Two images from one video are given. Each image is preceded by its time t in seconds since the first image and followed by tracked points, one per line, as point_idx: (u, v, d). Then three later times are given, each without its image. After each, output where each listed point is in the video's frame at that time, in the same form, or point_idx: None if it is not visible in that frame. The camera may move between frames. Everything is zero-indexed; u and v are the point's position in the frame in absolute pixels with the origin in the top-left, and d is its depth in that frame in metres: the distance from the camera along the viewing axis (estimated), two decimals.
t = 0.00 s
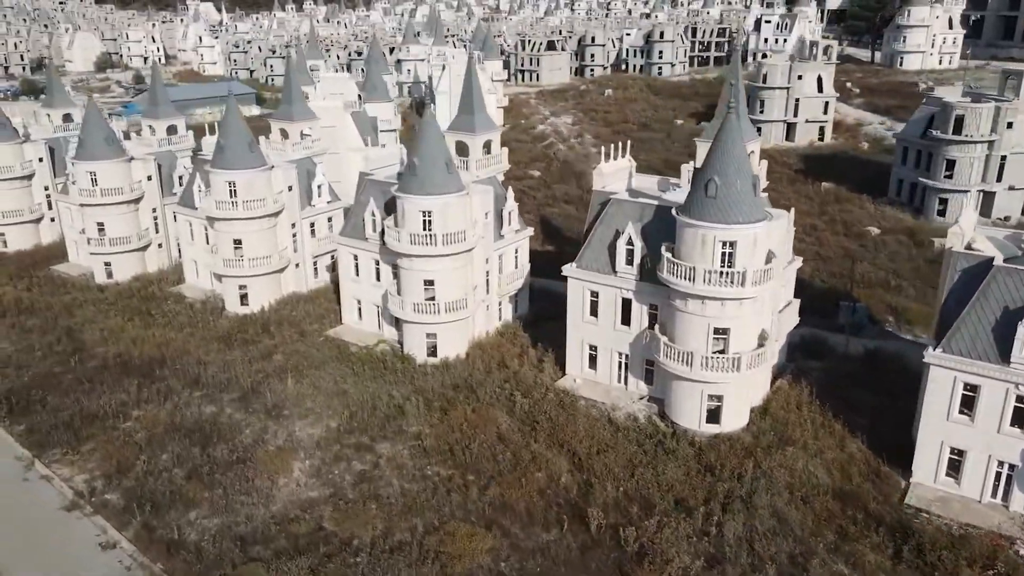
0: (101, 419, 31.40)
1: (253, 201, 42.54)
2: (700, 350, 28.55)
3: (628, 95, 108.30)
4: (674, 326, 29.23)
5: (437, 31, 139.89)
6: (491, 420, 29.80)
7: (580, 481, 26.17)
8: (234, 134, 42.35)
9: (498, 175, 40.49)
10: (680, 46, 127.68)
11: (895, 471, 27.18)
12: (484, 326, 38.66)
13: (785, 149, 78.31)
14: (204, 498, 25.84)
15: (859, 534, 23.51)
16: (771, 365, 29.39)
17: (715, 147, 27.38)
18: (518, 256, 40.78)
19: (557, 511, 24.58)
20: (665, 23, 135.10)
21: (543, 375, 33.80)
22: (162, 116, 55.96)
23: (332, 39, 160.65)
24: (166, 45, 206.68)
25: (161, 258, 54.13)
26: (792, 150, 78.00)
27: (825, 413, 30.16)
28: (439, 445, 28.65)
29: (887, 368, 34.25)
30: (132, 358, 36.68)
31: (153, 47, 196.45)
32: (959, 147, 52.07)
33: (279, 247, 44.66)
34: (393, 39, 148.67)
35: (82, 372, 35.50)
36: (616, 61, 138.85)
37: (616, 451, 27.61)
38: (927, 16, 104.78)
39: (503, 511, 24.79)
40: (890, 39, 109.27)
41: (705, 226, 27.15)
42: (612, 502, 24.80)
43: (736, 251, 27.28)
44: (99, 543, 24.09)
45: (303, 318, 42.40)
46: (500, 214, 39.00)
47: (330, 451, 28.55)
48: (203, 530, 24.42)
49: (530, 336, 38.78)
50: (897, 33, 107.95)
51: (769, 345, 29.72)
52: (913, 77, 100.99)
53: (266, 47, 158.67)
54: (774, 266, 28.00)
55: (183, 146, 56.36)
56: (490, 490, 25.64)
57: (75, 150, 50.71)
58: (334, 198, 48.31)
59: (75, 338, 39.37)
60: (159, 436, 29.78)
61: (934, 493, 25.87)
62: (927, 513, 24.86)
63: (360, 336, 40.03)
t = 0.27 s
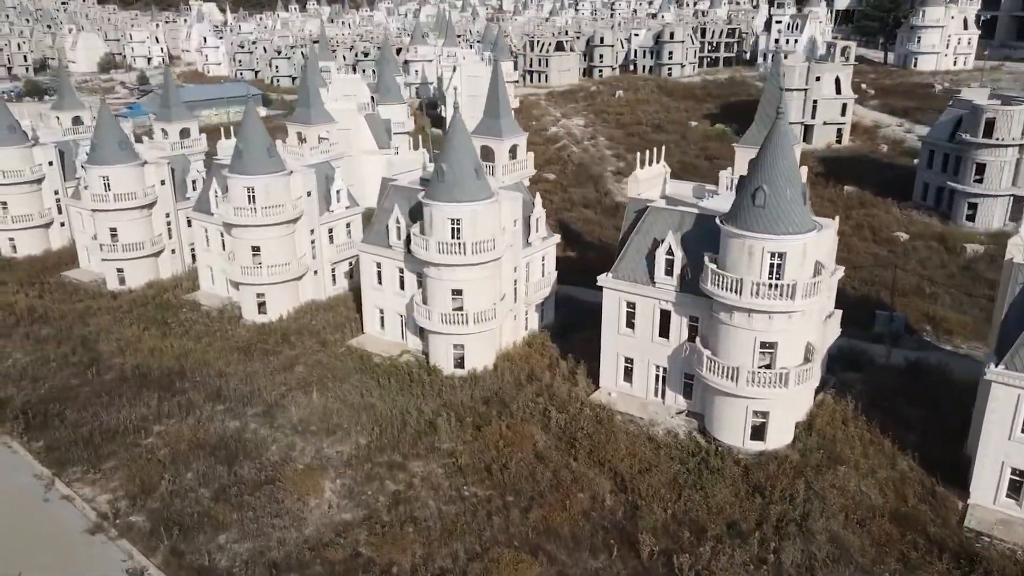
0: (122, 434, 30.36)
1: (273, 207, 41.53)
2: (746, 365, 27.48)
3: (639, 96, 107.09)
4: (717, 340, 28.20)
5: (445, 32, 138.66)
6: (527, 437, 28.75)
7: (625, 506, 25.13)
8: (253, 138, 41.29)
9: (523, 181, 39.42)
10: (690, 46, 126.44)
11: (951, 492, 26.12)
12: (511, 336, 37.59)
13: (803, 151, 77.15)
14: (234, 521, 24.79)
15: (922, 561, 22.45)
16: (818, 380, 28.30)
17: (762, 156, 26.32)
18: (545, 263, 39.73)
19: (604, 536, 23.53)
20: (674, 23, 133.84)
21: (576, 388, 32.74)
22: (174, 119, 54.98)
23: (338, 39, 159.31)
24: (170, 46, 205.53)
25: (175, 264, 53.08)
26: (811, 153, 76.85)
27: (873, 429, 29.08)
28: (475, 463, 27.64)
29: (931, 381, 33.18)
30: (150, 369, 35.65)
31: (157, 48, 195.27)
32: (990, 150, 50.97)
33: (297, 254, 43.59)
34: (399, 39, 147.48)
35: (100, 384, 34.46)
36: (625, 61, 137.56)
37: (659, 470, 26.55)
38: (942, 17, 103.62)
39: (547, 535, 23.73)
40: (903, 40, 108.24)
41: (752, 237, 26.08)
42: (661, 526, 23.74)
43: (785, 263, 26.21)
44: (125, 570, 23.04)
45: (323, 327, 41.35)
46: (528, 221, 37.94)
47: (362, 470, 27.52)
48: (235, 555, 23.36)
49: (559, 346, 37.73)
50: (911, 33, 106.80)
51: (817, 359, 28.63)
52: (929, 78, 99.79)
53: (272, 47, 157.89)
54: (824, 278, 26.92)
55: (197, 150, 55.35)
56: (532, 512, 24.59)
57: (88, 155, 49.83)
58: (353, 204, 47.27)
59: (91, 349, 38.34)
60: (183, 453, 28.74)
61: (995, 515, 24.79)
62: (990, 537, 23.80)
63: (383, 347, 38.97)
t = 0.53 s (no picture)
0: (140, 452, 29.27)
1: (290, 213, 40.42)
2: (794, 381, 26.39)
3: (650, 97, 105.86)
4: (761, 354, 27.10)
5: (451, 33, 137.38)
6: (563, 455, 27.65)
7: (671, 532, 24.02)
8: (271, 143, 40.22)
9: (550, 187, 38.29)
10: (700, 46, 125.11)
11: (1010, 514, 25.02)
12: (538, 348, 36.48)
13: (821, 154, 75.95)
14: (263, 546, 23.68)
15: None
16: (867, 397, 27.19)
17: (812, 164, 25.23)
18: (572, 272, 38.61)
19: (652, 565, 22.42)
20: (683, 24, 132.55)
21: (610, 402, 31.62)
22: (186, 121, 53.84)
23: (343, 40, 157.99)
24: (172, 46, 204.25)
25: (186, 270, 51.96)
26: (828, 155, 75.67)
27: (923, 447, 27.98)
28: (511, 484, 26.54)
29: (977, 395, 32.09)
30: (167, 382, 34.55)
31: (160, 48, 194.01)
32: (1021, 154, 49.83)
33: (315, 261, 42.48)
34: (405, 40, 146.15)
35: (116, 398, 33.37)
36: (633, 62, 136.20)
37: (705, 492, 25.44)
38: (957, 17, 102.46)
39: (592, 563, 22.63)
40: (916, 41, 107.17)
41: (803, 249, 24.97)
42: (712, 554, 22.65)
43: (837, 276, 25.12)
44: None
45: (342, 337, 40.26)
46: (555, 229, 36.83)
47: (393, 490, 26.41)
48: None
49: (588, 358, 36.62)
50: (925, 34, 105.60)
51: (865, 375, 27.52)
52: (944, 80, 98.58)
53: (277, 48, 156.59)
54: (876, 292, 25.82)
55: (209, 153, 54.20)
56: (575, 538, 23.49)
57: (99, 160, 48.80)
58: (370, 209, 46.14)
59: (105, 360, 37.26)
60: (205, 472, 27.64)
61: None
62: None
63: (405, 358, 37.87)
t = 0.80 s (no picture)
0: (158, 471, 28.14)
1: (308, 221, 39.30)
2: (844, 399, 25.22)
3: (661, 99, 104.57)
4: (808, 372, 25.94)
5: (457, 33, 136.00)
6: (600, 477, 26.51)
7: (720, 562, 22.90)
8: (289, 148, 39.13)
9: (576, 194, 37.12)
10: (710, 47, 123.81)
11: None
12: (566, 360, 35.33)
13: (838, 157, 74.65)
14: None
15: None
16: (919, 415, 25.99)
17: (864, 173, 24.09)
18: (599, 280, 37.44)
19: None
20: (692, 24, 131.25)
21: (645, 418, 30.46)
22: (197, 124, 52.62)
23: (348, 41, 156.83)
24: (175, 47, 202.86)
25: (198, 277, 50.83)
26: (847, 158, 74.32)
27: (976, 468, 26.86)
28: (547, 508, 25.39)
29: None
30: (183, 396, 33.43)
31: (163, 49, 192.83)
32: None
33: (332, 270, 41.32)
34: (411, 40, 144.92)
35: (131, 413, 32.23)
36: (641, 63, 134.87)
37: (752, 518, 24.32)
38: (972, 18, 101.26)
39: None
40: (930, 42, 105.98)
41: (856, 262, 23.81)
42: None
43: (892, 291, 23.96)
44: None
45: (362, 348, 39.13)
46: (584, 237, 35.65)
47: (425, 514, 25.26)
48: None
49: (617, 370, 35.45)
50: (939, 34, 104.39)
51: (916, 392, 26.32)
52: (960, 81, 97.40)
53: (281, 48, 155.42)
54: (931, 306, 24.63)
55: (220, 158, 53.08)
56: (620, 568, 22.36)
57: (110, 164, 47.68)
58: (388, 216, 45.01)
59: (118, 373, 36.14)
60: (227, 494, 26.49)
61: None
62: None
63: (427, 371, 36.72)
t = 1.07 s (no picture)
0: (177, 494, 27.02)
1: (325, 229, 38.13)
2: (898, 421, 24.03)
3: (672, 100, 103.36)
4: (859, 391, 24.77)
5: (463, 33, 134.69)
6: (640, 501, 25.37)
7: None
8: (306, 153, 37.93)
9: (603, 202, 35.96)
10: (719, 48, 122.53)
11: None
12: (594, 374, 34.20)
13: (856, 160, 73.44)
14: None
15: None
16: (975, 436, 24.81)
17: (919, 187, 22.93)
18: (626, 291, 36.28)
19: None
20: (700, 25, 130.01)
21: (681, 437, 29.33)
22: (207, 128, 51.48)
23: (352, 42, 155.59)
24: (177, 48, 201.54)
25: (209, 285, 49.68)
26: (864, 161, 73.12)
27: None
28: (587, 536, 24.28)
29: None
30: (199, 412, 32.30)
31: (165, 50, 191.59)
32: None
33: (349, 279, 40.17)
34: (416, 41, 143.63)
35: (146, 431, 31.09)
36: (649, 64, 133.59)
37: (803, 547, 23.19)
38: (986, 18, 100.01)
39: None
40: (943, 43, 104.72)
41: (914, 280, 22.64)
42: None
43: (951, 307, 22.78)
44: None
45: (381, 360, 37.98)
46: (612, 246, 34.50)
47: (458, 542, 24.15)
48: None
49: (647, 385, 34.29)
50: (953, 35, 103.16)
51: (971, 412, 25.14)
52: (974, 83, 96.20)
53: (285, 49, 154.12)
54: (991, 323, 23.46)
55: (230, 163, 51.89)
56: None
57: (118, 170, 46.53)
58: (405, 222, 43.85)
59: (132, 387, 35.02)
60: (250, 519, 25.37)
61: None
62: None
63: (450, 384, 35.56)
